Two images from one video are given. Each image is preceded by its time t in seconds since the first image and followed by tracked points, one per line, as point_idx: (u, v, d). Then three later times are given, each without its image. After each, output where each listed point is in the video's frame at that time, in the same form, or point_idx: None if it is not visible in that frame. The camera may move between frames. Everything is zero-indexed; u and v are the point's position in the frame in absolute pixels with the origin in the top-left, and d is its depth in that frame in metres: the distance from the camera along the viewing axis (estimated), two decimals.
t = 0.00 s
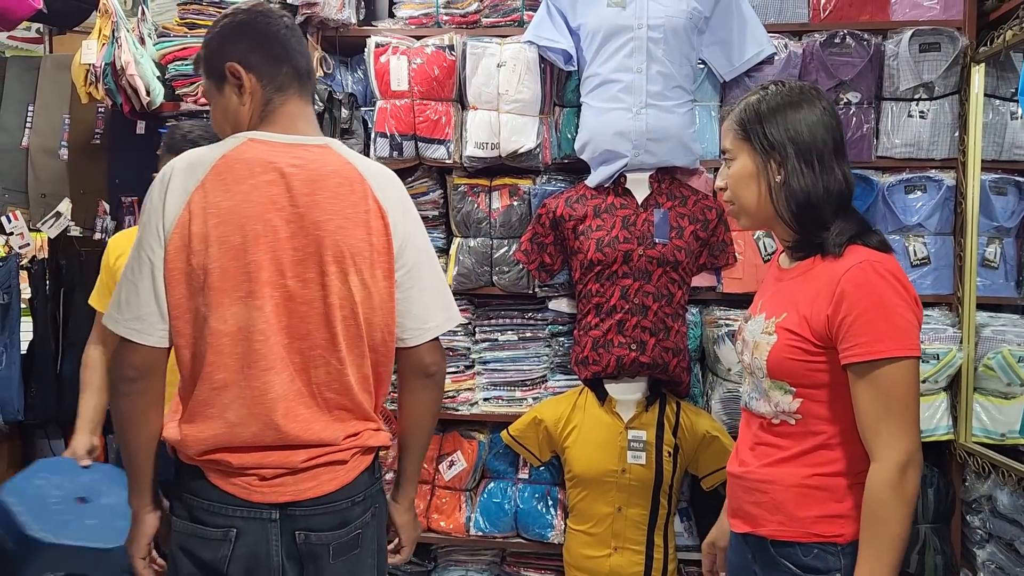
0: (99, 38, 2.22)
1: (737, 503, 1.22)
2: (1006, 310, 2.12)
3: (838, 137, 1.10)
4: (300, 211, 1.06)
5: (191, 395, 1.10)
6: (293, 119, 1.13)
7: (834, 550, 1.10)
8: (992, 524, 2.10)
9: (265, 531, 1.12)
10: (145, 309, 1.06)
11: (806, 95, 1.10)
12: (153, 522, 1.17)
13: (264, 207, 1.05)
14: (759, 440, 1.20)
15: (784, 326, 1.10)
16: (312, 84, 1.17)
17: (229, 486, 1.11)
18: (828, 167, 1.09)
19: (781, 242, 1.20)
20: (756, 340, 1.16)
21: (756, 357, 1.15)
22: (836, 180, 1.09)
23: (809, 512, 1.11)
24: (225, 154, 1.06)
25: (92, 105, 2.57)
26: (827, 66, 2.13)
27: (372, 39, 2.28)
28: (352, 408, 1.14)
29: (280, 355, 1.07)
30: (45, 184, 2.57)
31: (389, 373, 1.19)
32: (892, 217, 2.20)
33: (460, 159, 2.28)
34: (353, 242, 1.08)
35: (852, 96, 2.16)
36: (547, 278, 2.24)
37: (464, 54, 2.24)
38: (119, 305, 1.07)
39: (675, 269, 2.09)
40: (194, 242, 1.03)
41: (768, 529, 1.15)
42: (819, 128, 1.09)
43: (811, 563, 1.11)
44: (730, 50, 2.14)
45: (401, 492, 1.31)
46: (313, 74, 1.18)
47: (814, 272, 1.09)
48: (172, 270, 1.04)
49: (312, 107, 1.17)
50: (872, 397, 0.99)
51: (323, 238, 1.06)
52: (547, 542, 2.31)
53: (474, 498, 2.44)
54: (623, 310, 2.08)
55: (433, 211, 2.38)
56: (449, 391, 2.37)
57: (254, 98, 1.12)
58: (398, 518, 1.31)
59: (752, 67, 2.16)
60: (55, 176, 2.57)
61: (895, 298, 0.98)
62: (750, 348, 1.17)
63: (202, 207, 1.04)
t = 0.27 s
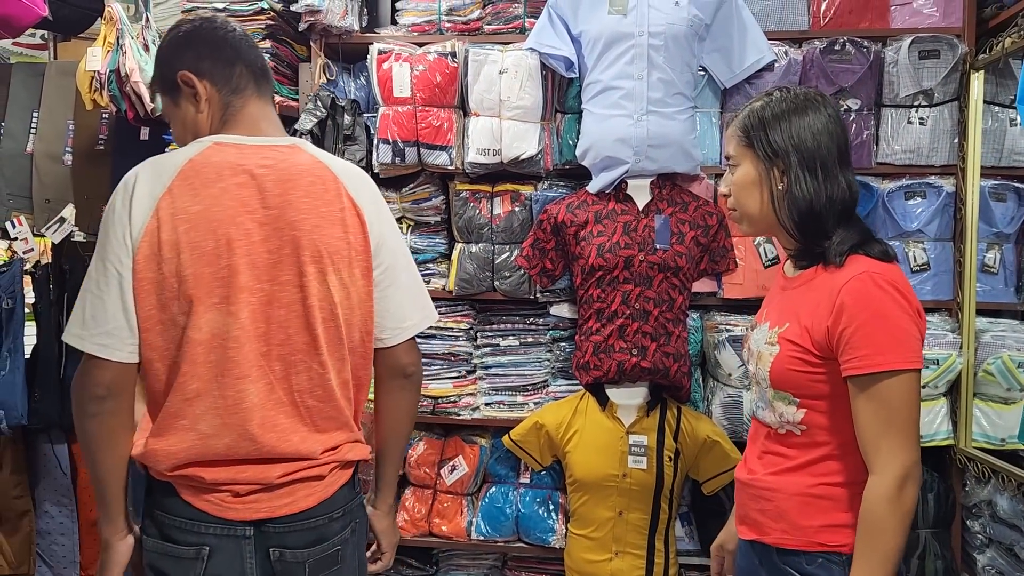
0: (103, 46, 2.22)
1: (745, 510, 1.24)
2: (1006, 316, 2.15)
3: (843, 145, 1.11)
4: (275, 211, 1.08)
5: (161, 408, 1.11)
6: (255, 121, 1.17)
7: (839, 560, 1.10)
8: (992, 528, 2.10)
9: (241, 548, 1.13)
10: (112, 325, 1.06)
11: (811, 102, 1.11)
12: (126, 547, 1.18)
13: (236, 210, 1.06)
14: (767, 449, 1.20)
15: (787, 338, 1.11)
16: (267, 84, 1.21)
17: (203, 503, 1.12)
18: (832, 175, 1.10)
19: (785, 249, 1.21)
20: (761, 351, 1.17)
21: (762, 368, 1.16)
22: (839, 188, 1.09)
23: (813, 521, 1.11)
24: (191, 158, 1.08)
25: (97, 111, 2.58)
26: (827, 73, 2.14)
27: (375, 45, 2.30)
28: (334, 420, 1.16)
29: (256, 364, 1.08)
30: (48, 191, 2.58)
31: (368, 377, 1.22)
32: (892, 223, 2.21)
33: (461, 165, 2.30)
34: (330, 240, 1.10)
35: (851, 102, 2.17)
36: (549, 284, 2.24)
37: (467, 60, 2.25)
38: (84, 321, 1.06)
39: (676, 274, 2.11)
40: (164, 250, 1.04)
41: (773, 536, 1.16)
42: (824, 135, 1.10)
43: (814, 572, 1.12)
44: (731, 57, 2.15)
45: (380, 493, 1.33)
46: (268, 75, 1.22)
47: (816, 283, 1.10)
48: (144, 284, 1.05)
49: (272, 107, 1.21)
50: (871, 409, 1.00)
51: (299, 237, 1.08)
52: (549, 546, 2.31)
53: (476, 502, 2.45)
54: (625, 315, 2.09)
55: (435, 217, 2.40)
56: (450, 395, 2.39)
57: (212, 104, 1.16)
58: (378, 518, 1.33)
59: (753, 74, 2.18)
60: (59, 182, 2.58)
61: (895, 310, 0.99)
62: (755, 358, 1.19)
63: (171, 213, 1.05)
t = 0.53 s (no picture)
0: (107, 51, 2.24)
1: (760, 518, 1.24)
2: (1005, 320, 2.14)
3: (841, 150, 1.12)
4: (248, 208, 1.03)
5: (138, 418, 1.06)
6: (226, 126, 1.15)
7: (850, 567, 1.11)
8: (992, 532, 2.11)
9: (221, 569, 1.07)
10: (82, 335, 1.03)
11: (809, 109, 1.12)
12: (107, 569, 1.15)
13: (207, 209, 1.01)
14: (780, 459, 1.21)
15: (788, 351, 1.13)
16: (235, 91, 1.19)
17: (182, 522, 1.06)
18: (831, 182, 1.11)
19: (786, 258, 1.22)
20: (767, 363, 1.18)
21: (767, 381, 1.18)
22: (838, 196, 1.10)
23: (823, 530, 1.12)
24: (161, 162, 1.03)
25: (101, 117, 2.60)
26: (827, 79, 2.16)
27: (378, 51, 2.31)
28: (321, 426, 1.08)
29: (239, 370, 1.03)
30: (52, 195, 2.58)
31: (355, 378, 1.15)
32: (892, 228, 2.22)
33: (463, 170, 2.31)
34: (307, 235, 1.05)
35: (851, 108, 2.18)
36: (550, 288, 2.26)
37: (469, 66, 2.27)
38: (53, 333, 1.03)
39: (677, 278, 2.12)
40: (134, 254, 1.00)
41: (786, 545, 1.17)
42: (822, 142, 1.11)
43: None
44: (731, 62, 2.16)
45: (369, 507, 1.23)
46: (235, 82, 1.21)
47: (815, 296, 1.11)
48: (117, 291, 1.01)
49: (241, 112, 1.19)
50: (866, 425, 1.01)
51: (276, 232, 1.03)
52: (549, 549, 2.33)
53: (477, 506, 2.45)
54: (625, 320, 2.10)
55: (437, 221, 2.41)
56: (452, 400, 2.40)
57: (181, 112, 1.14)
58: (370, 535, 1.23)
59: (753, 80, 2.19)
60: (62, 187, 2.58)
61: (891, 326, 1.00)
62: (761, 370, 1.21)
63: (140, 217, 1.01)
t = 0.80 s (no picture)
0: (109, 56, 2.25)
1: (757, 517, 1.25)
2: (1005, 324, 2.15)
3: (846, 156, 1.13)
4: (258, 214, 1.03)
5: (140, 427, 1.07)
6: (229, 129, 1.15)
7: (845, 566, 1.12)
8: (992, 535, 2.12)
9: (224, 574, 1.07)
10: (85, 343, 1.02)
11: (815, 115, 1.13)
12: (101, 570, 1.16)
13: (214, 216, 1.01)
14: (780, 459, 1.21)
15: (791, 353, 1.13)
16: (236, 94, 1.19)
17: (185, 528, 1.06)
18: (837, 188, 1.12)
19: (791, 262, 1.22)
20: (769, 365, 1.19)
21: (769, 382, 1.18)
22: (843, 202, 1.11)
23: (819, 528, 1.13)
24: (168, 166, 1.03)
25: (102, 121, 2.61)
26: (827, 83, 2.16)
27: (380, 56, 2.32)
28: (326, 432, 1.08)
29: (251, 374, 1.03)
30: (54, 200, 2.59)
31: (360, 384, 1.16)
32: (892, 232, 2.23)
33: (465, 175, 2.31)
34: (316, 241, 1.06)
35: (851, 113, 2.19)
36: (551, 292, 2.26)
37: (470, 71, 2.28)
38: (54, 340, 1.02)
39: (677, 282, 2.12)
40: (142, 262, 1.00)
41: (782, 543, 1.18)
42: (828, 148, 1.12)
43: None
44: (731, 67, 2.17)
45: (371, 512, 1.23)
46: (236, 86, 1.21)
47: (819, 301, 1.12)
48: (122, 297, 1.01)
49: (242, 114, 1.19)
50: (869, 428, 1.02)
51: (288, 239, 1.04)
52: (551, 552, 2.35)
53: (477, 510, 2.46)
54: (626, 324, 2.11)
55: (438, 226, 2.42)
56: (454, 403, 2.41)
57: (181, 116, 1.15)
58: (370, 541, 1.23)
59: (753, 85, 2.19)
60: (63, 191, 2.58)
61: (893, 330, 1.01)
62: (764, 370, 1.21)
63: (149, 225, 1.00)
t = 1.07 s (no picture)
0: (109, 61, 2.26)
1: (748, 514, 1.24)
2: (1003, 329, 2.17)
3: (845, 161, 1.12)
4: (271, 223, 1.00)
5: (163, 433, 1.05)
6: (245, 132, 1.07)
7: (836, 559, 1.12)
8: (991, 540, 2.12)
9: None
10: (107, 352, 1.02)
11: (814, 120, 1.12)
12: None
13: (231, 225, 1.00)
14: (774, 455, 1.20)
15: (783, 347, 1.13)
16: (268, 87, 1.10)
17: (201, 531, 1.04)
18: (832, 193, 1.12)
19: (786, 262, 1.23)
20: (762, 359, 1.19)
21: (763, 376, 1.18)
22: (837, 206, 1.12)
23: (807, 520, 1.13)
24: (183, 175, 1.01)
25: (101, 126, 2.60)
26: (825, 89, 2.17)
27: (379, 61, 2.32)
28: (343, 445, 1.05)
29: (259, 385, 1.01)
30: (54, 204, 2.58)
31: (382, 393, 1.11)
32: (891, 237, 2.23)
33: (464, 179, 2.32)
34: (328, 249, 1.02)
35: (850, 118, 2.20)
36: (550, 296, 2.26)
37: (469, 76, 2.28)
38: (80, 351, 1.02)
39: (676, 287, 2.12)
40: (157, 272, 0.99)
41: (773, 536, 1.18)
42: (824, 153, 1.12)
43: (810, 569, 1.14)
44: (730, 73, 2.18)
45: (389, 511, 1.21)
46: (273, 77, 1.11)
47: (811, 295, 1.12)
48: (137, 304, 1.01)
49: (256, 111, 1.08)
50: (863, 419, 1.02)
51: (299, 248, 1.00)
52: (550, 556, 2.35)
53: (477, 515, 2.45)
54: (626, 329, 2.11)
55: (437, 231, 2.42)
56: (453, 408, 2.40)
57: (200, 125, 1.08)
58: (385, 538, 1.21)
59: (752, 90, 2.19)
60: (62, 196, 2.59)
61: (885, 323, 1.01)
62: (759, 367, 1.21)
63: (163, 233, 0.99)
